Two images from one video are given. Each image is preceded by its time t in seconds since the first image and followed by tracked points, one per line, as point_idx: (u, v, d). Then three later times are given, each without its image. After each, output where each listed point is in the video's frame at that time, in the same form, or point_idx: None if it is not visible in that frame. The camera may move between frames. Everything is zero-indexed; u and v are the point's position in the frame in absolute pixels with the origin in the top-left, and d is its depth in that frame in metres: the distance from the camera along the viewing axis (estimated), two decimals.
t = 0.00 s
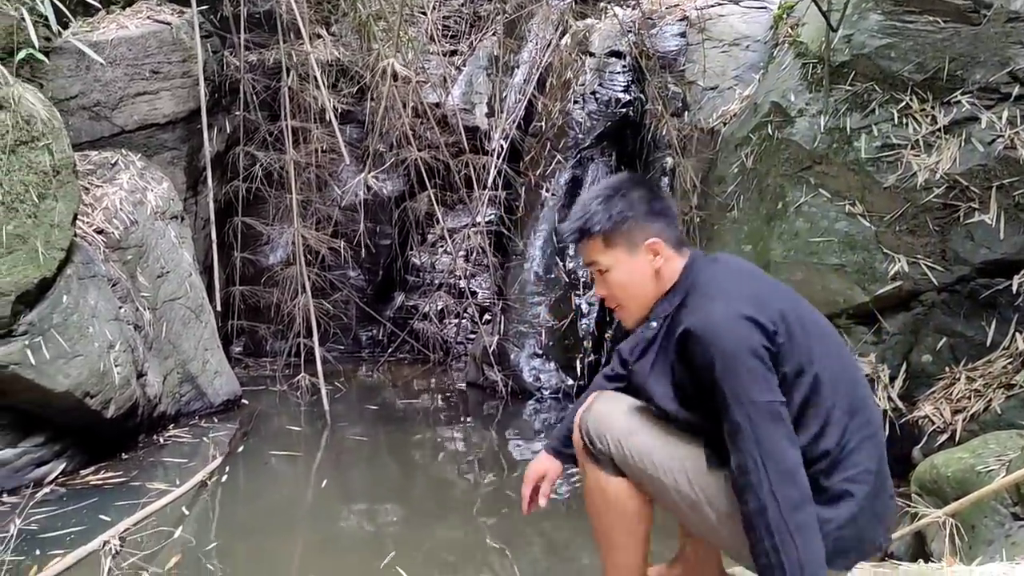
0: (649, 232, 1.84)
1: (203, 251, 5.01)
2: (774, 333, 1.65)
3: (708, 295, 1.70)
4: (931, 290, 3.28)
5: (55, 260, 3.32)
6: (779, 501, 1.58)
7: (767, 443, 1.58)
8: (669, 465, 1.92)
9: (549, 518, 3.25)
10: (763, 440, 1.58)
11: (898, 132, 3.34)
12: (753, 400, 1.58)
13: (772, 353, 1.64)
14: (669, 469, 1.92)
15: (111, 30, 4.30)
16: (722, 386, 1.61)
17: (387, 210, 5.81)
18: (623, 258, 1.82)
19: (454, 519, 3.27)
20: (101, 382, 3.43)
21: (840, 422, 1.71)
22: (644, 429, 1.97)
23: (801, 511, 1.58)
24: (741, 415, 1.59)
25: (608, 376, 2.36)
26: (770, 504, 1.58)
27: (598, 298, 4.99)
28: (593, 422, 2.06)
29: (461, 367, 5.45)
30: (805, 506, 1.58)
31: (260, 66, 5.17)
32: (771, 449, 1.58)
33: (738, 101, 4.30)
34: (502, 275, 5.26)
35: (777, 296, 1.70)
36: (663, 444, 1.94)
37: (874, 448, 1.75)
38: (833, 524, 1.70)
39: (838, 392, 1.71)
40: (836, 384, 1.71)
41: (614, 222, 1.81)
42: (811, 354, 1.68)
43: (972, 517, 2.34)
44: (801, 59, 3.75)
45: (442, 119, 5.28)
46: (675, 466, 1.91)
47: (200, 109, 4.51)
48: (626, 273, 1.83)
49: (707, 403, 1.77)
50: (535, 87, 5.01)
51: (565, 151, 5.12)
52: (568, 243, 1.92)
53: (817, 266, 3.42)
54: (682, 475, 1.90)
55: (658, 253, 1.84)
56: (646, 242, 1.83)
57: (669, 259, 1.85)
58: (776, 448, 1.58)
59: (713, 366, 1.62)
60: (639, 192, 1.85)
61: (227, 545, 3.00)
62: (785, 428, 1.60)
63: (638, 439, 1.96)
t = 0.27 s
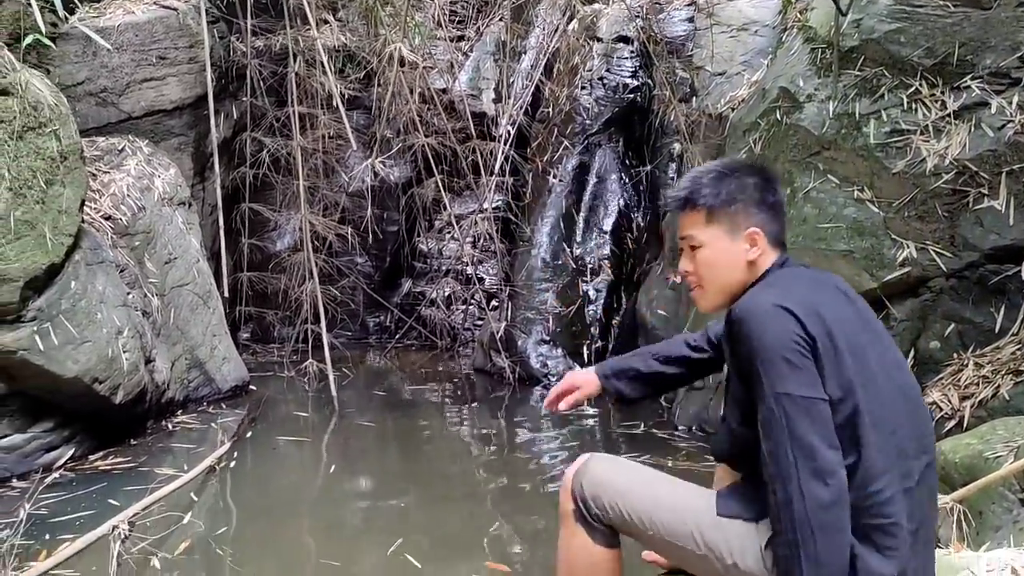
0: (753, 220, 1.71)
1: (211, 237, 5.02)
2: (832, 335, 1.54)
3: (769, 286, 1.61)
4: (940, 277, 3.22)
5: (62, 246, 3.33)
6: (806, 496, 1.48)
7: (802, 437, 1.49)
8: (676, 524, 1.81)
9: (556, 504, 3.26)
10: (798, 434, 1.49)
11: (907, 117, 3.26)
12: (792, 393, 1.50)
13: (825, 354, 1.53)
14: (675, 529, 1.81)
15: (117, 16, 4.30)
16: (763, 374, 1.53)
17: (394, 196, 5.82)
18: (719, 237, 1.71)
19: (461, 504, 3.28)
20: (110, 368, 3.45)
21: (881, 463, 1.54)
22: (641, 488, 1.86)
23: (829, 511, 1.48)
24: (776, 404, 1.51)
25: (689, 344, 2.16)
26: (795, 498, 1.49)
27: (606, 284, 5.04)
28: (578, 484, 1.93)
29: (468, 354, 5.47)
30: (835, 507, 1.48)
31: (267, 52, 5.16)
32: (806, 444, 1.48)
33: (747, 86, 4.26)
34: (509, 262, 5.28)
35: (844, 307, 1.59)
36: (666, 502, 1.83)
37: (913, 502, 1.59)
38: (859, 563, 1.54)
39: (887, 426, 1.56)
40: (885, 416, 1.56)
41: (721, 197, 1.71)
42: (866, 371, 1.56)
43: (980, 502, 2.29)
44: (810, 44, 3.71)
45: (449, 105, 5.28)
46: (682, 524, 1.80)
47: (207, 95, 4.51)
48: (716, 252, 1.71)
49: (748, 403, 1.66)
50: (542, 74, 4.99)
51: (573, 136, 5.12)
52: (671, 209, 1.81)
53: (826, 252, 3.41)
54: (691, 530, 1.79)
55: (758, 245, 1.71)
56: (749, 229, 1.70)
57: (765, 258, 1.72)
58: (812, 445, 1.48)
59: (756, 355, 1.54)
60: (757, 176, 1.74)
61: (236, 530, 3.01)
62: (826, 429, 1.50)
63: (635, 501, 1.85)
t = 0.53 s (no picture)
0: (844, 190, 1.50)
1: (213, 226, 5.02)
2: (892, 331, 1.38)
3: (835, 266, 1.44)
4: (942, 265, 3.14)
5: (63, 236, 3.33)
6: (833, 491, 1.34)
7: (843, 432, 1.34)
8: (685, 522, 1.70)
9: (557, 491, 3.27)
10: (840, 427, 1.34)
11: (909, 105, 3.20)
12: (842, 383, 1.34)
13: (882, 350, 1.37)
14: (685, 527, 1.71)
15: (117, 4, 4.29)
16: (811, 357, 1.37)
17: (397, 185, 5.85)
18: (803, 201, 1.51)
19: (462, 493, 3.29)
20: (111, 357, 3.46)
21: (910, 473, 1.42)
22: (648, 486, 1.75)
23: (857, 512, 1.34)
24: (818, 393, 1.36)
25: (740, 302, 2.06)
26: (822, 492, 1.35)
27: (608, 273, 5.07)
28: (583, 481, 1.84)
29: (471, 342, 5.48)
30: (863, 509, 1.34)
31: (268, 40, 5.11)
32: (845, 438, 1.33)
33: (748, 75, 4.25)
34: (512, 250, 5.26)
35: (907, 302, 1.43)
36: (675, 499, 1.73)
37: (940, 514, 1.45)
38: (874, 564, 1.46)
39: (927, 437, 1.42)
40: (926, 427, 1.42)
41: (814, 158, 1.50)
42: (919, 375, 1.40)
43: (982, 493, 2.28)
44: (813, 31, 3.68)
45: (451, 94, 5.29)
46: (692, 522, 1.70)
47: (207, 83, 4.50)
48: (794, 216, 1.52)
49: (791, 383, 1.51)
50: (545, 62, 4.90)
51: (576, 125, 5.09)
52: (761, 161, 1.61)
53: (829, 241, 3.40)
54: (701, 529, 1.68)
55: (844, 218, 1.50)
56: (838, 199, 1.49)
57: (848, 234, 1.52)
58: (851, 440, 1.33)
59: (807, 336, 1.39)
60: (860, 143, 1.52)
61: (238, 520, 3.02)
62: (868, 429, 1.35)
63: (642, 499, 1.75)
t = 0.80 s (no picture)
0: (845, 178, 1.55)
1: (213, 216, 5.02)
2: (904, 308, 1.41)
3: (839, 252, 1.48)
4: (942, 254, 3.11)
5: (62, 227, 3.32)
6: (899, 459, 1.27)
7: (893, 396, 1.31)
8: (681, 522, 1.73)
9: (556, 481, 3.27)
10: (888, 392, 1.31)
11: (910, 94, 3.16)
12: (880, 349, 1.33)
13: (900, 324, 1.39)
14: (681, 527, 1.74)
15: None
16: (842, 331, 1.37)
17: (397, 174, 5.85)
18: (805, 185, 1.56)
19: (462, 483, 3.29)
20: (111, 347, 3.46)
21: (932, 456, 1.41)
22: (643, 490, 1.78)
23: (923, 480, 1.27)
24: (858, 362, 1.34)
25: (710, 294, 2.13)
26: (886, 462, 1.28)
27: (608, 263, 5.07)
28: (576, 489, 1.85)
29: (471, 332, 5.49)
30: (928, 477, 1.27)
31: (268, 29, 5.14)
32: (897, 402, 1.30)
33: (749, 63, 4.16)
34: (512, 241, 5.24)
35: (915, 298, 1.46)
36: (669, 501, 1.76)
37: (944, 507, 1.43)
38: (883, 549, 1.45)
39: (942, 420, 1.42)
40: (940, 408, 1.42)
41: (819, 144, 1.55)
42: (931, 354, 1.43)
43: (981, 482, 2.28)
44: (814, 20, 3.64)
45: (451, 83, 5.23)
46: (687, 522, 1.73)
47: (206, 73, 4.50)
48: (794, 199, 1.57)
49: (802, 377, 1.50)
50: (545, 52, 4.87)
51: (576, 115, 5.08)
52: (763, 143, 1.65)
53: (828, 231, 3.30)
54: (696, 528, 1.71)
55: (843, 204, 1.56)
56: (839, 185, 1.55)
57: (844, 219, 1.58)
58: (904, 405, 1.30)
59: (834, 311, 1.39)
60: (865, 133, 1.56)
61: (238, 510, 3.02)
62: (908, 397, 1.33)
63: (637, 503, 1.78)
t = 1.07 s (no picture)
0: (817, 169, 1.54)
1: (214, 207, 5.02)
2: (888, 303, 1.39)
3: (826, 245, 1.44)
4: (942, 246, 3.09)
5: (63, 217, 3.32)
6: (888, 454, 1.25)
7: (883, 393, 1.28)
8: (695, 532, 1.59)
9: (556, 472, 3.28)
10: (878, 389, 1.28)
11: (912, 85, 3.15)
12: (871, 346, 1.30)
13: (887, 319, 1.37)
14: (695, 536, 1.59)
15: None
16: (830, 328, 1.33)
17: (398, 166, 5.84)
18: (778, 178, 1.54)
19: (462, 474, 3.30)
20: (112, 338, 3.47)
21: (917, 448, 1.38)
22: (652, 501, 1.61)
23: (911, 474, 1.25)
24: (845, 358, 1.31)
25: (675, 299, 2.02)
26: (875, 458, 1.25)
27: (610, 255, 5.08)
28: (583, 503, 1.64)
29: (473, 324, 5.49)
30: (915, 472, 1.25)
31: (268, 20, 5.06)
32: (887, 399, 1.27)
33: (751, 55, 4.10)
34: (513, 232, 5.23)
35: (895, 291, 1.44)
36: (682, 510, 1.60)
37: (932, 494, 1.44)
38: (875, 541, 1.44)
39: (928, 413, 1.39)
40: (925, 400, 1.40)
41: (791, 136, 1.54)
42: (915, 347, 1.41)
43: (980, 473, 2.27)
44: (816, 12, 3.62)
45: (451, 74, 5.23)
46: (701, 531, 1.58)
47: (207, 64, 4.49)
48: (768, 192, 1.55)
49: (789, 374, 1.45)
50: (547, 42, 4.89)
51: (577, 106, 5.05)
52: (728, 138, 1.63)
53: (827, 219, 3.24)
54: (710, 535, 1.58)
55: (816, 196, 1.54)
56: (812, 177, 1.53)
57: (816, 213, 1.56)
58: (893, 400, 1.27)
59: (825, 307, 1.34)
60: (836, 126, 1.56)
61: (239, 501, 3.03)
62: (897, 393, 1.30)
63: (650, 515, 1.60)
